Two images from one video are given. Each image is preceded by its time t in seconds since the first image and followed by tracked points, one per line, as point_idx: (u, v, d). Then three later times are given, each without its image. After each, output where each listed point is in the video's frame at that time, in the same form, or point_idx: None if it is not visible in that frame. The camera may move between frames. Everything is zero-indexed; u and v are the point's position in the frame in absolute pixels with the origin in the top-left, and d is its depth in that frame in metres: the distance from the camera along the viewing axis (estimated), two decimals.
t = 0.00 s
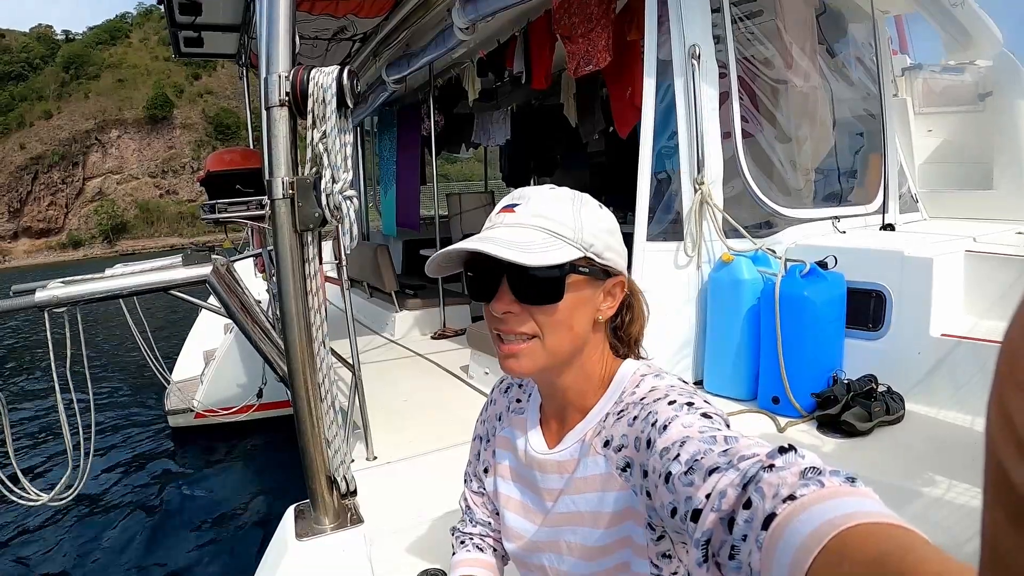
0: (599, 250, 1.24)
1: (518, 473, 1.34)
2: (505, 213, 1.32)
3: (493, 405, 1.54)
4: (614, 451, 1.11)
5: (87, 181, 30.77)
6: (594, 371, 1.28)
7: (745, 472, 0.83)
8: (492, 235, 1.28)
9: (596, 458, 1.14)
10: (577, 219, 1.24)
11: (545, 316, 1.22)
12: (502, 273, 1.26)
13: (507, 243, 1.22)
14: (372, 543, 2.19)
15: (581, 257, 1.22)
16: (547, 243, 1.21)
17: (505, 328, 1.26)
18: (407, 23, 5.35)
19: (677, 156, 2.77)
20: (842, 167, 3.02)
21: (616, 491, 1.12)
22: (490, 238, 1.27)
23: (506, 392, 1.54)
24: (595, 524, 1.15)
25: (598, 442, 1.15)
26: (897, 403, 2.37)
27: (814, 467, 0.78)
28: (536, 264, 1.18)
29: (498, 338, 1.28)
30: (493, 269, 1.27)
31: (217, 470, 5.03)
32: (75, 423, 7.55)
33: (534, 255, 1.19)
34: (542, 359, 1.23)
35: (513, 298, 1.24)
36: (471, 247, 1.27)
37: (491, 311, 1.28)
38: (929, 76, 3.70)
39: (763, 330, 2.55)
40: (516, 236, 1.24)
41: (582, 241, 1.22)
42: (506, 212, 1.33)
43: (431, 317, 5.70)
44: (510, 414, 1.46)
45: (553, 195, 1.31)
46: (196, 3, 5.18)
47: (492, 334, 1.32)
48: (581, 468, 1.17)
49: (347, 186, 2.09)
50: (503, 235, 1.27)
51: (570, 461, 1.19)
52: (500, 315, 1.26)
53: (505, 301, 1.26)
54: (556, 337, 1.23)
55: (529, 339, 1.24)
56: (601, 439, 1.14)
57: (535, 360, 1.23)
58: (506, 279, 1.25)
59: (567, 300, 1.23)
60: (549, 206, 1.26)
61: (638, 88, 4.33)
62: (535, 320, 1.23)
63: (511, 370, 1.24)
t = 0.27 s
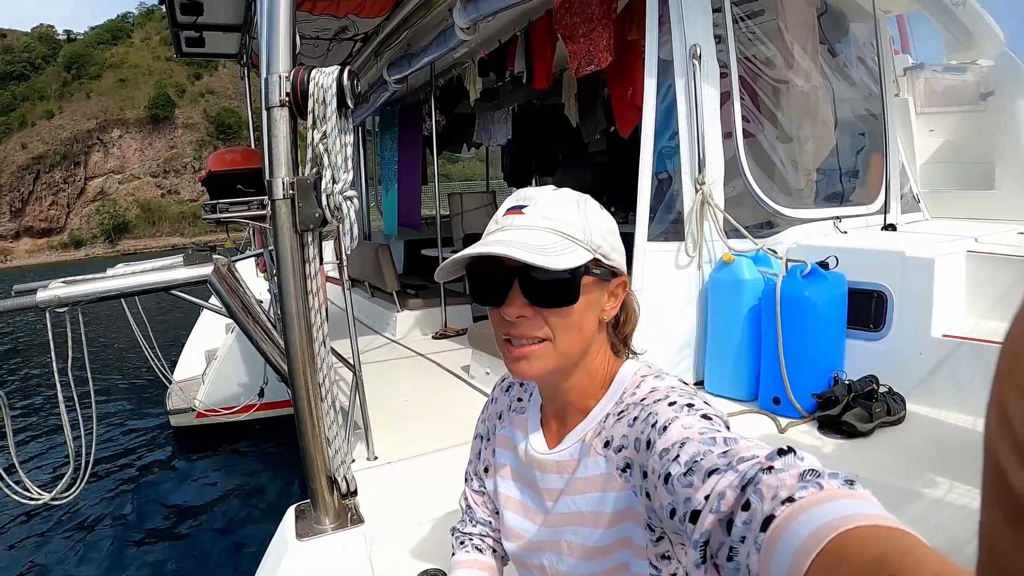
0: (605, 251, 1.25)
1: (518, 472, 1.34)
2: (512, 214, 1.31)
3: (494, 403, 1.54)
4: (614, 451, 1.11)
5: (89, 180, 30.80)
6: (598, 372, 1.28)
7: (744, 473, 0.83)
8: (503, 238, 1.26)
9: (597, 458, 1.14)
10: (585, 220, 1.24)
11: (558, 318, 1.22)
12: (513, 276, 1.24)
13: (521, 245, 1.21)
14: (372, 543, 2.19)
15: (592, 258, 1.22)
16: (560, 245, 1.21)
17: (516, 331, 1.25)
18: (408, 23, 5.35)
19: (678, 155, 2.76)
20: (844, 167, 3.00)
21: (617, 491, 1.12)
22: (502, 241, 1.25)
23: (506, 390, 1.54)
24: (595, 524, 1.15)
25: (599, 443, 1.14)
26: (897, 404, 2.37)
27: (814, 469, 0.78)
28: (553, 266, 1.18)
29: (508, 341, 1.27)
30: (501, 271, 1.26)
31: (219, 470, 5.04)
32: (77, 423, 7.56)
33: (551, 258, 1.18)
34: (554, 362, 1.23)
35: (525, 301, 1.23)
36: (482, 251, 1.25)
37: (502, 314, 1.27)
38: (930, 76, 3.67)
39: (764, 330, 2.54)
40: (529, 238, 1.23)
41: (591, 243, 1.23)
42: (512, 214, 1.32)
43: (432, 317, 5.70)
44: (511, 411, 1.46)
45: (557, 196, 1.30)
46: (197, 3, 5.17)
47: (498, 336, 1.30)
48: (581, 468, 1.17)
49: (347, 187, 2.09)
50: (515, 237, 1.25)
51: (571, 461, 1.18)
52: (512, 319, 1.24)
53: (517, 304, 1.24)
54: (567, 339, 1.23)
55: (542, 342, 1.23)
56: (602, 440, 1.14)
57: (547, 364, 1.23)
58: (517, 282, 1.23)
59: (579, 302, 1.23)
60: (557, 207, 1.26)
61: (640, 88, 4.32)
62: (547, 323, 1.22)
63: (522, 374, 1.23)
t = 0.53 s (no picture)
0: (614, 252, 1.24)
1: (518, 472, 1.33)
2: (521, 214, 1.29)
3: (491, 400, 1.53)
4: (615, 455, 1.09)
5: (92, 180, 30.85)
6: (602, 374, 1.27)
7: (747, 479, 0.82)
8: (515, 238, 1.24)
9: (598, 461, 1.12)
10: (594, 222, 1.24)
11: (569, 320, 1.21)
12: (524, 276, 1.23)
13: (535, 246, 1.19)
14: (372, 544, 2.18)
15: (602, 260, 1.22)
16: (574, 246, 1.20)
17: (525, 332, 1.23)
18: (410, 23, 5.35)
19: (679, 155, 2.75)
20: (847, 167, 2.99)
21: (618, 495, 1.10)
22: (513, 241, 1.24)
23: (504, 386, 1.53)
24: (596, 527, 1.13)
25: (600, 445, 1.13)
26: (899, 406, 2.35)
27: (817, 476, 0.77)
28: (568, 267, 1.17)
29: (516, 342, 1.25)
30: (511, 271, 1.24)
31: (221, 469, 5.04)
32: (79, 422, 7.57)
33: (566, 259, 1.17)
34: (563, 364, 1.21)
35: (537, 302, 1.21)
36: (493, 251, 1.23)
37: (511, 315, 1.25)
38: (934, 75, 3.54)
39: (765, 331, 2.53)
40: (542, 238, 1.21)
41: (600, 244, 1.22)
42: (520, 213, 1.30)
43: (433, 317, 5.70)
44: (510, 409, 1.45)
45: (564, 197, 1.29)
46: (199, 3, 5.17)
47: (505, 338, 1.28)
48: (583, 472, 1.15)
49: (347, 188, 2.08)
50: (526, 237, 1.23)
51: (572, 463, 1.17)
52: (522, 320, 1.23)
53: (527, 306, 1.23)
54: (576, 341, 1.21)
55: (552, 345, 1.21)
56: (604, 443, 1.12)
57: (556, 366, 1.21)
58: (529, 282, 1.22)
59: (589, 303, 1.22)
60: (568, 208, 1.25)
61: (642, 88, 4.31)
62: (558, 324, 1.21)
63: (531, 376, 1.22)
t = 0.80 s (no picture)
0: (611, 248, 1.26)
1: (518, 471, 1.34)
2: (520, 210, 1.28)
3: (485, 398, 1.55)
4: (617, 454, 1.10)
5: (95, 178, 30.88)
6: (599, 372, 1.28)
7: (748, 478, 0.83)
8: (515, 233, 1.24)
9: (600, 462, 1.13)
10: (593, 218, 1.25)
11: (569, 316, 1.22)
12: (525, 272, 1.24)
13: (537, 241, 1.20)
14: (374, 542, 2.20)
15: (601, 255, 1.23)
16: (575, 241, 1.21)
17: (526, 328, 1.24)
18: (414, 22, 5.36)
19: (681, 155, 2.76)
20: (849, 167, 3.00)
21: (619, 494, 1.12)
22: (514, 236, 1.23)
23: (499, 384, 1.55)
24: (597, 527, 1.15)
25: (602, 445, 1.14)
26: (900, 406, 2.36)
27: (819, 476, 0.79)
28: (570, 261, 1.18)
29: (516, 339, 1.26)
30: (511, 266, 1.25)
31: (223, 466, 5.07)
32: (82, 420, 7.60)
33: (569, 253, 1.18)
34: (563, 359, 1.23)
35: (537, 297, 1.23)
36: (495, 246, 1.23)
37: (510, 311, 1.26)
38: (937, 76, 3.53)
39: (767, 331, 2.54)
40: (543, 233, 1.22)
41: (599, 240, 1.24)
42: (519, 210, 1.29)
43: (436, 315, 5.72)
44: (507, 408, 1.47)
45: (563, 194, 1.30)
46: (202, 2, 5.17)
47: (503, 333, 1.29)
48: (584, 472, 1.17)
49: (350, 186, 2.10)
50: (527, 232, 1.23)
51: (573, 463, 1.18)
52: (523, 315, 1.24)
53: (529, 301, 1.24)
54: (575, 336, 1.23)
55: (551, 339, 1.22)
56: (606, 442, 1.14)
57: (556, 361, 1.22)
58: (530, 278, 1.23)
59: (589, 298, 1.23)
60: (567, 205, 1.25)
61: (644, 87, 4.32)
62: (558, 320, 1.22)
63: (531, 371, 1.23)
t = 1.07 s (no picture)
0: (613, 251, 1.31)
1: (518, 475, 1.36)
2: (529, 214, 1.28)
3: (485, 406, 1.57)
4: (617, 456, 1.12)
5: (96, 177, 30.93)
6: (601, 375, 1.31)
7: (746, 476, 0.85)
8: (531, 237, 1.24)
9: (600, 464, 1.15)
10: (597, 222, 1.30)
11: (581, 317, 1.25)
12: (537, 275, 1.25)
13: (557, 244, 1.22)
14: (377, 541, 2.22)
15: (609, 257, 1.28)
16: (589, 244, 1.24)
17: (540, 331, 1.25)
18: (415, 22, 5.38)
19: (682, 156, 2.78)
20: (850, 168, 3.01)
21: (618, 496, 1.14)
22: (531, 240, 1.24)
23: (497, 392, 1.57)
24: (596, 529, 1.16)
25: (602, 447, 1.16)
26: (900, 407, 2.38)
27: (816, 473, 0.80)
28: (589, 264, 1.22)
29: (528, 342, 1.26)
30: (522, 269, 1.26)
31: (226, 465, 5.10)
32: (84, 419, 7.62)
33: (588, 256, 1.21)
34: (575, 360, 1.25)
35: (551, 299, 1.24)
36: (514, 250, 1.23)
37: (522, 314, 1.27)
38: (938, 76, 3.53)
39: (768, 332, 2.56)
40: (559, 236, 1.24)
41: (605, 243, 1.28)
42: (527, 213, 1.29)
43: (437, 315, 5.74)
44: (506, 414, 1.49)
45: (566, 198, 1.32)
46: (205, 2, 5.19)
47: (512, 336, 1.29)
48: (584, 474, 1.18)
49: (352, 187, 2.11)
50: (543, 236, 1.24)
51: (573, 465, 1.20)
52: (538, 318, 1.25)
53: (543, 304, 1.25)
54: (587, 337, 1.26)
55: (564, 341, 1.24)
56: (605, 445, 1.16)
57: (569, 363, 1.24)
58: (546, 282, 1.24)
59: (599, 301, 1.27)
60: (575, 209, 1.28)
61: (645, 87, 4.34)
62: (571, 322, 1.25)
63: (546, 373, 1.24)
